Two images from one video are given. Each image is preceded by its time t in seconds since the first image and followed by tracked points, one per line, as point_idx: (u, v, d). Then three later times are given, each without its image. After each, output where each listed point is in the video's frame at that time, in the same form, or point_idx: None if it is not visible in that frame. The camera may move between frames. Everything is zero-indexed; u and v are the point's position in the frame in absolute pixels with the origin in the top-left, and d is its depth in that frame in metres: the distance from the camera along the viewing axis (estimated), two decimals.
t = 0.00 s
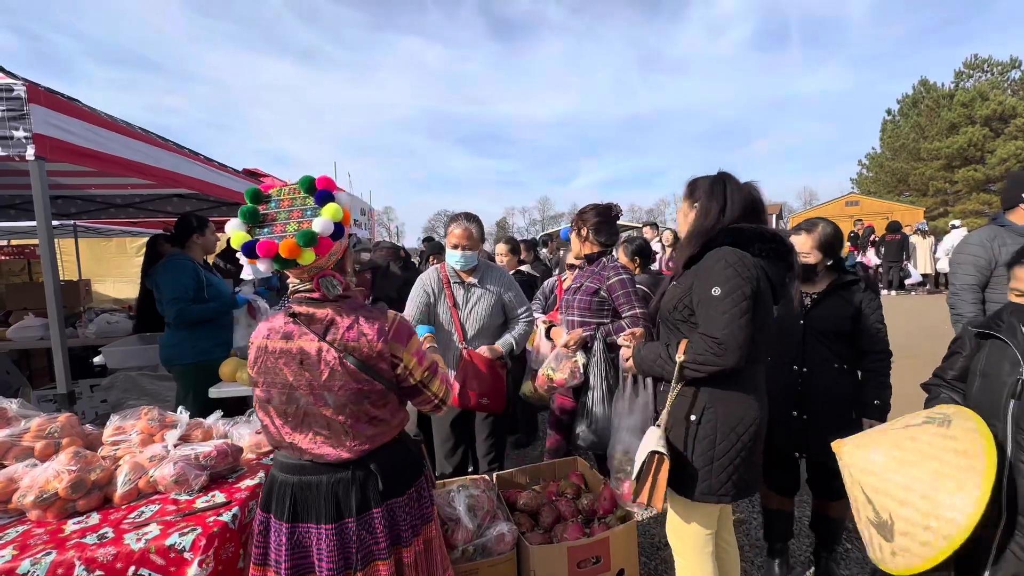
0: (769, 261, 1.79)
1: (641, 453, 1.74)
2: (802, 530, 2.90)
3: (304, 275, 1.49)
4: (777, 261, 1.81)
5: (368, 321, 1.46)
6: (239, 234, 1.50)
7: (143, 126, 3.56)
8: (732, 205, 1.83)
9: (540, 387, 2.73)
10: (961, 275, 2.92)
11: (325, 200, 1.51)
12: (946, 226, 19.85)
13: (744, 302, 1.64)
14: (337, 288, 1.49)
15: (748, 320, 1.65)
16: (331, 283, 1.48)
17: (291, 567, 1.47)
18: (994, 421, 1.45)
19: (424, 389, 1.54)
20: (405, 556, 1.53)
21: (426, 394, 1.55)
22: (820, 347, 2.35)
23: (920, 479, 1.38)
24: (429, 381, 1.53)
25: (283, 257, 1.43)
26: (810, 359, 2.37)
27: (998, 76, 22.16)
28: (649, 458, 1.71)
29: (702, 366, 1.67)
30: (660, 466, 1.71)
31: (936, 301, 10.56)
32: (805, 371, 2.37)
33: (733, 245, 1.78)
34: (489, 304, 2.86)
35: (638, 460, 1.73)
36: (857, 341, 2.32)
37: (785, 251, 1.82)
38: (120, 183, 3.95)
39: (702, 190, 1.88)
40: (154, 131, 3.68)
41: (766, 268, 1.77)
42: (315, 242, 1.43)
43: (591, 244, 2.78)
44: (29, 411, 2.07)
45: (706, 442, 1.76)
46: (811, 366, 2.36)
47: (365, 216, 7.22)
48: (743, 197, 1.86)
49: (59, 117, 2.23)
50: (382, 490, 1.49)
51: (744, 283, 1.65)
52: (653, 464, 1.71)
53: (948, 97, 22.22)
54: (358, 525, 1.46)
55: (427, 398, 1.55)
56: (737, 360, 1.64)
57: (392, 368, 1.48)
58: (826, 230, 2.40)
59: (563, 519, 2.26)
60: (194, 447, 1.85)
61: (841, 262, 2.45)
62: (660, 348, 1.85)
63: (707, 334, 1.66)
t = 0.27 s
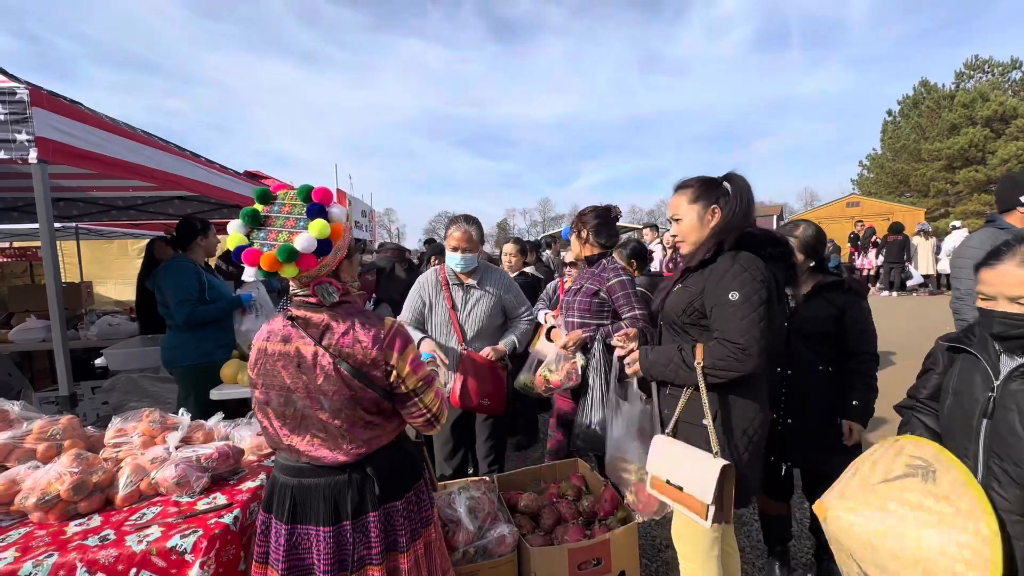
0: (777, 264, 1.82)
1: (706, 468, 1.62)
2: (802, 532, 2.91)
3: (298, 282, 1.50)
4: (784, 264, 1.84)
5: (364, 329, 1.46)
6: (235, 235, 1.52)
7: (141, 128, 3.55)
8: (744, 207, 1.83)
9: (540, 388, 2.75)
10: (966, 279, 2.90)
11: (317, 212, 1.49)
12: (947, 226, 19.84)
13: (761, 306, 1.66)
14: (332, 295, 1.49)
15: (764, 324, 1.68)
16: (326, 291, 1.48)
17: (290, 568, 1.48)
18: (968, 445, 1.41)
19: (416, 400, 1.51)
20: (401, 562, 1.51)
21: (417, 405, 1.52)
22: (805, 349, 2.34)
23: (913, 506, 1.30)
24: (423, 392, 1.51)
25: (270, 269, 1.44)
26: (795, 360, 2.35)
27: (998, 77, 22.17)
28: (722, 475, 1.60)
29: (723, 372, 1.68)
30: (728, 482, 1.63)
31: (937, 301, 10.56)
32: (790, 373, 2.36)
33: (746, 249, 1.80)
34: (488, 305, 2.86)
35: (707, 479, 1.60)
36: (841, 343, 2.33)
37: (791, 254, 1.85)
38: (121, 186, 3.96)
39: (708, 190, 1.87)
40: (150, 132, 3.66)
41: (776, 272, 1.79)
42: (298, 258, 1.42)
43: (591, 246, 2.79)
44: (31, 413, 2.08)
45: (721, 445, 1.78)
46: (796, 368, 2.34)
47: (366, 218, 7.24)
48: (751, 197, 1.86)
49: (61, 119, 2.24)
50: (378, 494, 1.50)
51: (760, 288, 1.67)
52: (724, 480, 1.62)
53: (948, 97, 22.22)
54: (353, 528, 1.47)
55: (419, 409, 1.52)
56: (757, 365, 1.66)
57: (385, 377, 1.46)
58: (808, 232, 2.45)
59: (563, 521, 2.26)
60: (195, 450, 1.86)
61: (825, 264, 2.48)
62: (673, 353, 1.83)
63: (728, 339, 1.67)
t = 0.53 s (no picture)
0: (781, 264, 1.84)
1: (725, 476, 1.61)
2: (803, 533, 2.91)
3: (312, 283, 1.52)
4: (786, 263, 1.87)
5: (372, 332, 1.46)
6: (253, 235, 1.53)
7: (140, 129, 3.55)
8: (747, 207, 1.83)
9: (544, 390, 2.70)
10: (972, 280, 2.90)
11: (331, 217, 1.49)
12: (949, 226, 19.80)
13: (770, 307, 1.67)
14: (344, 297, 1.51)
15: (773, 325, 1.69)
16: (338, 292, 1.50)
17: (292, 568, 1.49)
18: (951, 456, 1.36)
19: (422, 404, 1.52)
20: (399, 567, 1.51)
21: (423, 410, 1.53)
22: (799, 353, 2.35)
23: (895, 538, 1.09)
24: (428, 398, 1.52)
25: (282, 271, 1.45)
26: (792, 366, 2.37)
27: (1000, 76, 22.13)
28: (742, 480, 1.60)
29: (737, 374, 1.68)
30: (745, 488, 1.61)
31: (938, 301, 10.54)
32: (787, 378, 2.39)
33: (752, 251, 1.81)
34: (487, 305, 2.87)
35: (727, 486, 1.59)
36: (836, 345, 2.31)
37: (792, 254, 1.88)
38: (122, 187, 3.96)
39: (708, 193, 1.89)
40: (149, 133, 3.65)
41: (780, 271, 1.81)
42: (308, 262, 1.42)
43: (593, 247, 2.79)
44: (34, 414, 2.08)
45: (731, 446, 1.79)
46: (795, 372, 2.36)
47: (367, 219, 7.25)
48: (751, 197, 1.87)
49: (64, 122, 2.25)
50: (379, 496, 1.50)
51: (768, 289, 1.69)
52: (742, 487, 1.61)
53: (950, 97, 22.18)
54: (353, 529, 1.48)
55: (423, 414, 1.54)
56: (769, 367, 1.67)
57: (391, 381, 1.47)
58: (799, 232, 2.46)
59: (564, 522, 2.26)
60: (197, 451, 1.86)
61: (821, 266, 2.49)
62: (682, 355, 1.82)
63: (740, 340, 1.67)
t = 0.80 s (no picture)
0: (780, 264, 1.84)
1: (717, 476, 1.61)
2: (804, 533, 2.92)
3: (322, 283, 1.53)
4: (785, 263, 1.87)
5: (378, 331, 1.47)
6: (266, 236, 1.56)
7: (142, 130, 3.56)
8: (747, 210, 1.84)
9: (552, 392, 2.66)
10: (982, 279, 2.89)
11: (339, 216, 1.50)
12: (951, 226, 19.75)
13: (769, 308, 1.68)
14: (352, 296, 1.51)
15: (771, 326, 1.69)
16: (346, 291, 1.50)
17: (295, 566, 1.49)
18: (945, 486, 1.25)
19: (429, 404, 1.53)
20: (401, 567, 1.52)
21: (430, 410, 1.54)
22: (814, 355, 2.34)
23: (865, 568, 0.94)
24: (435, 397, 1.53)
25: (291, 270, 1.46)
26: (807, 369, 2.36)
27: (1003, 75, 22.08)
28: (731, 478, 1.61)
29: (734, 374, 1.68)
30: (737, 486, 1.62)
31: (941, 301, 10.52)
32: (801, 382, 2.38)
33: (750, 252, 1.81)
34: (486, 305, 2.87)
35: (718, 486, 1.60)
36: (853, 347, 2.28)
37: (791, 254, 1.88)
38: (124, 188, 3.98)
39: (706, 195, 1.89)
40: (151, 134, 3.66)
41: (779, 271, 1.82)
42: (316, 260, 1.44)
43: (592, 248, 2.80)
44: (38, 415, 2.10)
45: (729, 447, 1.78)
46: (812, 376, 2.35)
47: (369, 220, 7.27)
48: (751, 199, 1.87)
49: (67, 124, 2.26)
50: (382, 496, 1.50)
51: (766, 289, 1.69)
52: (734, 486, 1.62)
53: (953, 96, 22.13)
54: (356, 527, 1.49)
55: (431, 414, 1.55)
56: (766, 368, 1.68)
57: (396, 379, 1.47)
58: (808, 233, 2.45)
59: (565, 522, 2.27)
60: (199, 451, 1.87)
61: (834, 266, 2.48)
62: (680, 356, 1.82)
63: (738, 341, 1.67)
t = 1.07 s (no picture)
0: (778, 265, 1.85)
1: (700, 474, 1.64)
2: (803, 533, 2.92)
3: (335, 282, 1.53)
4: (785, 265, 1.86)
5: (382, 330, 1.47)
6: (280, 241, 1.52)
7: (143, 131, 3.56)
8: (736, 208, 1.82)
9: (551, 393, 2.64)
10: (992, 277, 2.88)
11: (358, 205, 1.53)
12: (954, 225, 19.70)
13: (764, 313, 1.68)
14: (360, 295, 1.52)
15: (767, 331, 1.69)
16: (356, 289, 1.51)
17: (298, 564, 1.50)
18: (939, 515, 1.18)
19: (426, 403, 1.53)
20: (404, 565, 1.52)
21: (427, 408, 1.54)
22: (859, 364, 2.26)
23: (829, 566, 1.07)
24: (434, 397, 1.53)
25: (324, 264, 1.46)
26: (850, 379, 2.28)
27: (1005, 74, 22.02)
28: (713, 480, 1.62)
29: (727, 376, 1.68)
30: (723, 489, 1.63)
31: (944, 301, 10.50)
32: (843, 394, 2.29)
33: (748, 253, 1.84)
34: (485, 303, 2.88)
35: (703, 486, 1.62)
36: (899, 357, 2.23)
37: (792, 254, 1.87)
38: (126, 189, 3.99)
39: (693, 196, 1.88)
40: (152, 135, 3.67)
41: (777, 272, 1.82)
42: (353, 250, 1.48)
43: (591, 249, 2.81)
44: (40, 415, 2.11)
45: (727, 450, 1.80)
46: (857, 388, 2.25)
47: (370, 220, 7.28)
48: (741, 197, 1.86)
49: (69, 125, 2.27)
50: (385, 493, 1.51)
51: (763, 292, 1.69)
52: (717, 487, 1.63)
53: (955, 95, 22.08)
54: (361, 524, 1.49)
55: (428, 413, 1.54)
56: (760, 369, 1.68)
57: (399, 378, 1.48)
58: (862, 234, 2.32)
59: (565, 522, 2.27)
60: (200, 451, 1.88)
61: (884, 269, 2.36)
62: (672, 353, 1.82)
63: (730, 344, 1.68)
